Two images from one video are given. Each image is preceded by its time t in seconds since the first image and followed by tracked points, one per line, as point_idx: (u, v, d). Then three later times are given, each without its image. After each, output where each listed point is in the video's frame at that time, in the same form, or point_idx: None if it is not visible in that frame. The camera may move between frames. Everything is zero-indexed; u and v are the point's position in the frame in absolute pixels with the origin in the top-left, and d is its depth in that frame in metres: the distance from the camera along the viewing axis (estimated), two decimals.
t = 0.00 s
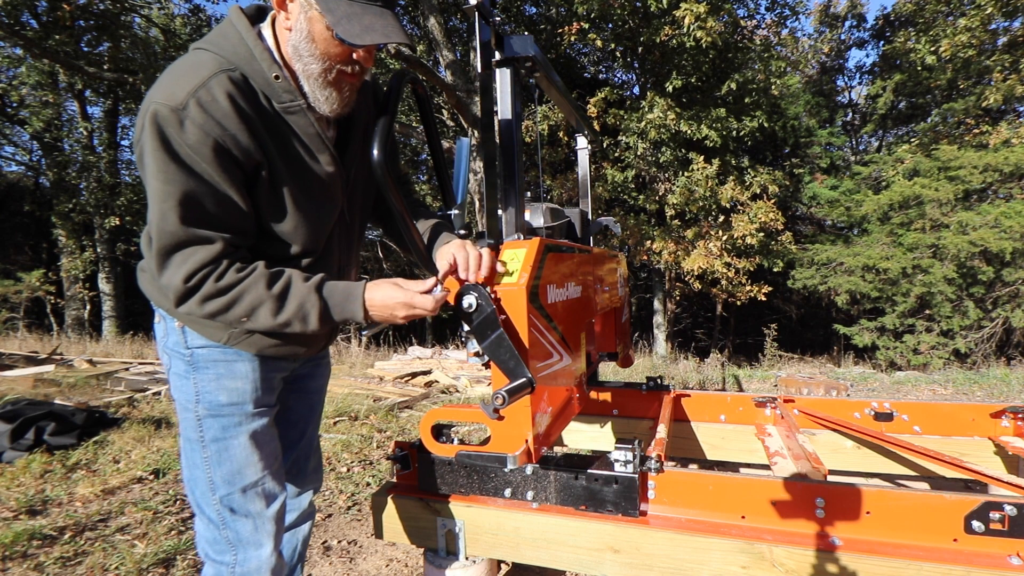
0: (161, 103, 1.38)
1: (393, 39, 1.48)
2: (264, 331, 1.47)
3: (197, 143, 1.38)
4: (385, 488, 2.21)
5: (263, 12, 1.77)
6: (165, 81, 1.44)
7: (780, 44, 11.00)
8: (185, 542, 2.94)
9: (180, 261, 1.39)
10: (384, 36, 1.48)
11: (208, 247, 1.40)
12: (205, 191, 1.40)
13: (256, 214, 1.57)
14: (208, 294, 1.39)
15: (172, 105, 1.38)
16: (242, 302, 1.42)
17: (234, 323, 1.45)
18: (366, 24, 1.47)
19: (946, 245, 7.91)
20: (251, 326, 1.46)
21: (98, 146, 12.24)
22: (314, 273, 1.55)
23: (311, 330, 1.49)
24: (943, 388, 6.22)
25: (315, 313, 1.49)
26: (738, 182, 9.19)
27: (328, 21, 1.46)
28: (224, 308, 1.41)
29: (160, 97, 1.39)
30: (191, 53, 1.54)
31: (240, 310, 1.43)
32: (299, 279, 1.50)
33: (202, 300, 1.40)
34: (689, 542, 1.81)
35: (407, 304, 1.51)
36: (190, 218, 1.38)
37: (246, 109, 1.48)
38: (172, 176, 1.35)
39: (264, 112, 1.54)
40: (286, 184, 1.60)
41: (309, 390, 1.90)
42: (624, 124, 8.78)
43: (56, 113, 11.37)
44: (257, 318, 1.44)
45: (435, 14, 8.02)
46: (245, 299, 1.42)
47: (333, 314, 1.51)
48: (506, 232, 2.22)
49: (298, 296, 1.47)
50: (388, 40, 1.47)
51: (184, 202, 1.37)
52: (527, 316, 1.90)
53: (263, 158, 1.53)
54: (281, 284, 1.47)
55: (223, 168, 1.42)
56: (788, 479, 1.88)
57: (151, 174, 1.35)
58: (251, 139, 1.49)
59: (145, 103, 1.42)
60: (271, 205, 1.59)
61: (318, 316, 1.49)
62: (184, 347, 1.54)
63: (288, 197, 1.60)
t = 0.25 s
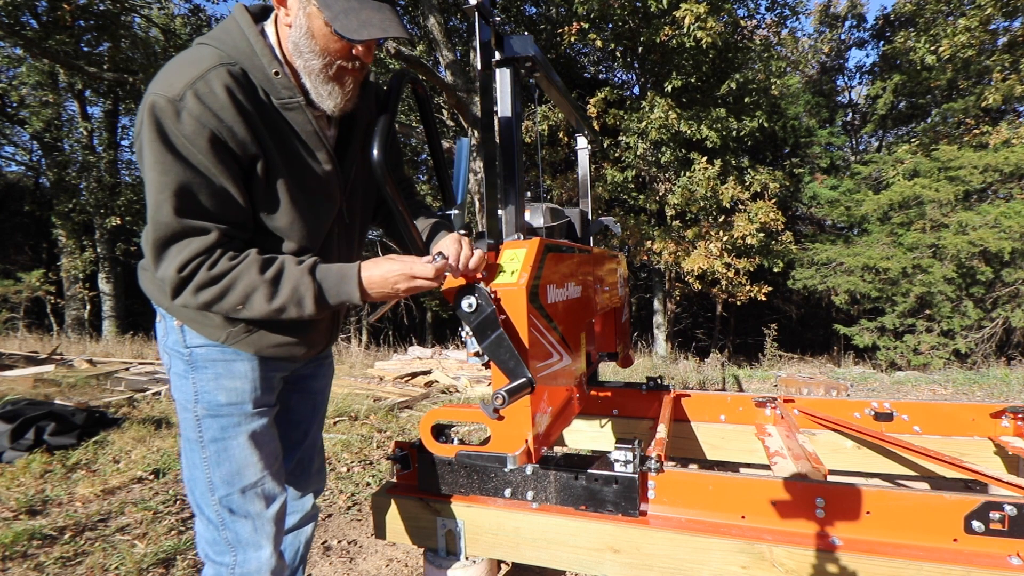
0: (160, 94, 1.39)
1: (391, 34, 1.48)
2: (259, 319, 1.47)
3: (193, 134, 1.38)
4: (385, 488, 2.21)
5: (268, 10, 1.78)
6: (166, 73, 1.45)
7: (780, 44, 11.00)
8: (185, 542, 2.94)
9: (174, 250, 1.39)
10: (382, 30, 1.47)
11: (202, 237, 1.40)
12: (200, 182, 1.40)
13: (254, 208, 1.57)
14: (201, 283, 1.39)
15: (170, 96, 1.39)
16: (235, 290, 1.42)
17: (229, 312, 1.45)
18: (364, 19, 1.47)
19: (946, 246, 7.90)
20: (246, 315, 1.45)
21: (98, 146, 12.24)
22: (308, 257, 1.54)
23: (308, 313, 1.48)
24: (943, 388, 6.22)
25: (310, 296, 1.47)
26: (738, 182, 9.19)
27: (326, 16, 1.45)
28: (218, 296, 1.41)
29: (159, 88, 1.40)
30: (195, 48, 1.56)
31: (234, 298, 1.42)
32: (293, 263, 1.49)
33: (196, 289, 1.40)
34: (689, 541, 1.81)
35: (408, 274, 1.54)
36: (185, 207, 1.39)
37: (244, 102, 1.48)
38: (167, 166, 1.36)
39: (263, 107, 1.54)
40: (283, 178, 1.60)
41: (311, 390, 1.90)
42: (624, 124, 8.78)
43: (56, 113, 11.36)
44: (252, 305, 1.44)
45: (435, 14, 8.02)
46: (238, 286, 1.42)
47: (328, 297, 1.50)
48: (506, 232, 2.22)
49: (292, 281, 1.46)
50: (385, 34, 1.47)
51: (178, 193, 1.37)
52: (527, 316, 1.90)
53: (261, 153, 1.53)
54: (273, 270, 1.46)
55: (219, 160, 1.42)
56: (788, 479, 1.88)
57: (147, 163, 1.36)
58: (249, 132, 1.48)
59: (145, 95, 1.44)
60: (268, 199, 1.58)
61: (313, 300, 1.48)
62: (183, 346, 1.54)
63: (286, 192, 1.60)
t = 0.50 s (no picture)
0: (158, 91, 1.39)
1: (390, 33, 1.48)
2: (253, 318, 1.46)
3: (190, 131, 1.39)
4: (385, 488, 2.21)
5: (270, 10, 1.78)
6: (166, 70, 1.46)
7: (780, 44, 11.00)
8: (185, 542, 2.94)
9: (169, 247, 1.39)
10: (381, 28, 1.47)
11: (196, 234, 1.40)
12: (196, 178, 1.40)
13: (252, 207, 1.56)
14: (196, 279, 1.39)
15: (169, 93, 1.39)
16: (228, 288, 1.41)
17: (224, 310, 1.44)
18: (363, 18, 1.46)
19: (946, 246, 7.90)
20: (240, 313, 1.45)
21: (98, 146, 12.24)
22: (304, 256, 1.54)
23: (302, 313, 1.47)
24: (943, 388, 6.22)
25: (304, 295, 1.46)
26: (738, 182, 9.19)
27: (325, 14, 1.45)
28: (213, 294, 1.41)
29: (158, 85, 1.41)
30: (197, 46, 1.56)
31: (228, 295, 1.42)
32: (288, 262, 1.49)
33: (191, 287, 1.40)
34: (690, 542, 1.80)
35: (406, 277, 1.54)
36: (181, 204, 1.39)
37: (242, 100, 1.48)
38: (163, 162, 1.36)
39: (263, 106, 1.54)
40: (281, 176, 1.60)
41: (313, 390, 1.90)
42: (624, 124, 8.79)
43: (56, 113, 11.37)
44: (246, 304, 1.43)
45: (435, 14, 8.02)
46: (233, 284, 1.41)
47: (323, 297, 1.50)
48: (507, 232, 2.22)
49: (287, 279, 1.45)
50: (384, 33, 1.46)
51: (174, 189, 1.37)
52: (527, 316, 1.90)
53: (260, 151, 1.53)
54: (269, 269, 1.45)
55: (216, 157, 1.42)
56: (788, 479, 1.88)
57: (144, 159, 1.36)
58: (246, 130, 1.48)
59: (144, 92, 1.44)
60: (266, 197, 1.58)
61: (307, 299, 1.47)
62: (183, 346, 1.54)
63: (283, 190, 1.60)
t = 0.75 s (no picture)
0: (158, 92, 1.39)
1: (387, 30, 1.47)
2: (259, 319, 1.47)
3: (190, 131, 1.38)
4: (385, 488, 2.21)
5: (269, 9, 1.79)
6: (165, 71, 1.46)
7: (780, 44, 11.00)
8: (185, 542, 2.94)
9: (172, 248, 1.39)
10: (378, 25, 1.46)
11: (200, 234, 1.40)
12: (197, 179, 1.40)
13: (253, 207, 1.56)
14: (200, 281, 1.39)
15: (169, 94, 1.39)
16: (234, 289, 1.42)
17: (229, 312, 1.45)
18: (360, 15, 1.46)
19: (946, 246, 7.91)
20: (247, 315, 1.45)
21: (98, 146, 12.24)
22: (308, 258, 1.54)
23: (309, 315, 1.48)
24: (943, 388, 6.22)
25: (311, 298, 1.47)
26: (738, 182, 9.19)
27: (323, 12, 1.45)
28: (218, 295, 1.41)
29: (157, 86, 1.40)
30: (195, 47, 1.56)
31: (234, 297, 1.42)
32: (293, 264, 1.50)
33: (195, 289, 1.40)
34: (689, 541, 1.81)
35: (412, 283, 1.54)
36: (184, 205, 1.39)
37: (242, 99, 1.48)
38: (165, 163, 1.36)
39: (263, 106, 1.54)
40: (283, 177, 1.60)
41: (314, 391, 1.90)
42: (624, 124, 8.79)
43: (56, 113, 11.37)
44: (252, 305, 1.44)
45: (435, 14, 8.02)
46: (238, 285, 1.42)
47: (329, 298, 1.50)
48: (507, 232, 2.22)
49: (292, 280, 1.46)
50: (381, 30, 1.46)
51: (176, 190, 1.37)
52: (527, 317, 1.90)
53: (260, 151, 1.53)
54: (274, 270, 1.46)
55: (217, 157, 1.42)
56: (788, 479, 1.88)
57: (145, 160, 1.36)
58: (247, 131, 1.48)
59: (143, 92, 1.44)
60: (267, 198, 1.58)
61: (315, 300, 1.48)
62: (185, 346, 1.54)
63: (285, 190, 1.60)
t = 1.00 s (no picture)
0: (157, 94, 1.39)
1: (387, 32, 1.47)
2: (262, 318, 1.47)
3: (190, 133, 1.38)
4: (385, 488, 2.21)
5: (268, 10, 1.79)
6: (163, 74, 1.46)
7: (779, 44, 11.00)
8: (185, 542, 2.94)
9: (174, 250, 1.39)
10: (377, 27, 1.46)
11: (201, 236, 1.40)
12: (197, 182, 1.40)
13: (254, 208, 1.56)
14: (203, 282, 1.39)
15: (168, 96, 1.39)
16: (237, 290, 1.42)
17: (233, 312, 1.45)
18: (359, 16, 1.46)
19: (946, 246, 7.91)
20: (250, 314, 1.46)
21: (98, 146, 12.24)
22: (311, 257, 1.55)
23: (313, 313, 1.50)
24: (943, 388, 6.22)
25: (315, 295, 1.49)
26: (738, 182, 9.19)
27: (322, 14, 1.45)
28: (222, 296, 1.41)
29: (156, 89, 1.40)
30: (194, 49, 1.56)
31: (237, 298, 1.43)
32: (296, 263, 1.50)
33: (198, 290, 1.40)
34: (689, 542, 1.81)
35: (411, 277, 1.55)
36: (185, 207, 1.39)
37: (241, 101, 1.48)
38: (165, 166, 1.36)
39: (262, 107, 1.54)
40: (283, 178, 1.60)
41: (315, 391, 1.90)
42: (624, 124, 8.79)
43: (56, 113, 11.37)
44: (256, 305, 1.44)
45: (435, 14, 8.01)
46: (242, 286, 1.42)
47: (333, 294, 1.52)
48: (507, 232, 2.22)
49: (296, 281, 1.47)
50: (381, 32, 1.46)
51: (176, 192, 1.37)
52: (527, 316, 1.90)
53: (260, 152, 1.53)
54: (277, 270, 1.46)
55: (217, 159, 1.42)
56: (788, 480, 1.88)
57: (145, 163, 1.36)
58: (246, 132, 1.48)
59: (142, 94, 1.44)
60: (268, 199, 1.58)
61: (319, 297, 1.49)
62: (186, 346, 1.54)
63: (285, 191, 1.60)
